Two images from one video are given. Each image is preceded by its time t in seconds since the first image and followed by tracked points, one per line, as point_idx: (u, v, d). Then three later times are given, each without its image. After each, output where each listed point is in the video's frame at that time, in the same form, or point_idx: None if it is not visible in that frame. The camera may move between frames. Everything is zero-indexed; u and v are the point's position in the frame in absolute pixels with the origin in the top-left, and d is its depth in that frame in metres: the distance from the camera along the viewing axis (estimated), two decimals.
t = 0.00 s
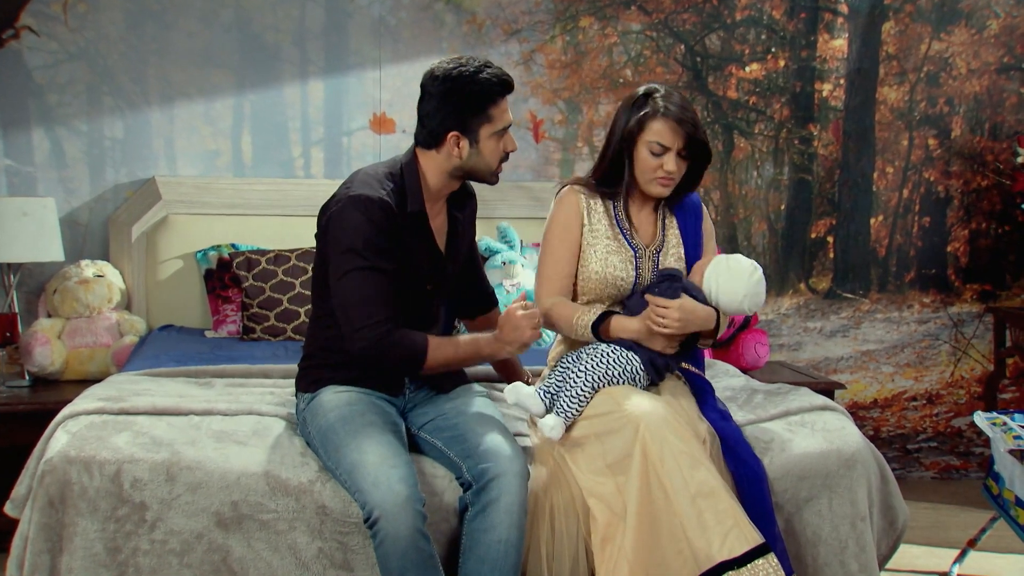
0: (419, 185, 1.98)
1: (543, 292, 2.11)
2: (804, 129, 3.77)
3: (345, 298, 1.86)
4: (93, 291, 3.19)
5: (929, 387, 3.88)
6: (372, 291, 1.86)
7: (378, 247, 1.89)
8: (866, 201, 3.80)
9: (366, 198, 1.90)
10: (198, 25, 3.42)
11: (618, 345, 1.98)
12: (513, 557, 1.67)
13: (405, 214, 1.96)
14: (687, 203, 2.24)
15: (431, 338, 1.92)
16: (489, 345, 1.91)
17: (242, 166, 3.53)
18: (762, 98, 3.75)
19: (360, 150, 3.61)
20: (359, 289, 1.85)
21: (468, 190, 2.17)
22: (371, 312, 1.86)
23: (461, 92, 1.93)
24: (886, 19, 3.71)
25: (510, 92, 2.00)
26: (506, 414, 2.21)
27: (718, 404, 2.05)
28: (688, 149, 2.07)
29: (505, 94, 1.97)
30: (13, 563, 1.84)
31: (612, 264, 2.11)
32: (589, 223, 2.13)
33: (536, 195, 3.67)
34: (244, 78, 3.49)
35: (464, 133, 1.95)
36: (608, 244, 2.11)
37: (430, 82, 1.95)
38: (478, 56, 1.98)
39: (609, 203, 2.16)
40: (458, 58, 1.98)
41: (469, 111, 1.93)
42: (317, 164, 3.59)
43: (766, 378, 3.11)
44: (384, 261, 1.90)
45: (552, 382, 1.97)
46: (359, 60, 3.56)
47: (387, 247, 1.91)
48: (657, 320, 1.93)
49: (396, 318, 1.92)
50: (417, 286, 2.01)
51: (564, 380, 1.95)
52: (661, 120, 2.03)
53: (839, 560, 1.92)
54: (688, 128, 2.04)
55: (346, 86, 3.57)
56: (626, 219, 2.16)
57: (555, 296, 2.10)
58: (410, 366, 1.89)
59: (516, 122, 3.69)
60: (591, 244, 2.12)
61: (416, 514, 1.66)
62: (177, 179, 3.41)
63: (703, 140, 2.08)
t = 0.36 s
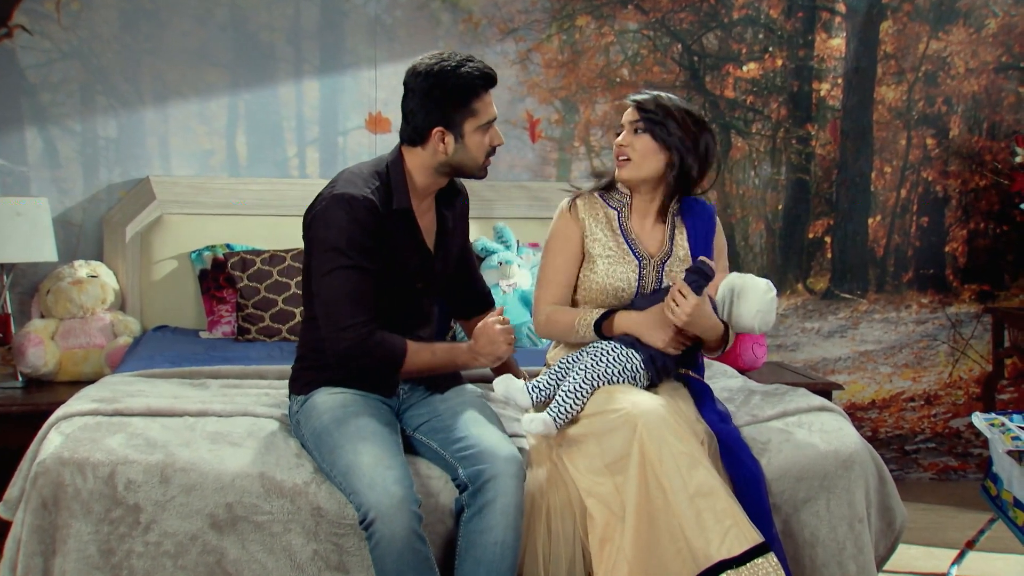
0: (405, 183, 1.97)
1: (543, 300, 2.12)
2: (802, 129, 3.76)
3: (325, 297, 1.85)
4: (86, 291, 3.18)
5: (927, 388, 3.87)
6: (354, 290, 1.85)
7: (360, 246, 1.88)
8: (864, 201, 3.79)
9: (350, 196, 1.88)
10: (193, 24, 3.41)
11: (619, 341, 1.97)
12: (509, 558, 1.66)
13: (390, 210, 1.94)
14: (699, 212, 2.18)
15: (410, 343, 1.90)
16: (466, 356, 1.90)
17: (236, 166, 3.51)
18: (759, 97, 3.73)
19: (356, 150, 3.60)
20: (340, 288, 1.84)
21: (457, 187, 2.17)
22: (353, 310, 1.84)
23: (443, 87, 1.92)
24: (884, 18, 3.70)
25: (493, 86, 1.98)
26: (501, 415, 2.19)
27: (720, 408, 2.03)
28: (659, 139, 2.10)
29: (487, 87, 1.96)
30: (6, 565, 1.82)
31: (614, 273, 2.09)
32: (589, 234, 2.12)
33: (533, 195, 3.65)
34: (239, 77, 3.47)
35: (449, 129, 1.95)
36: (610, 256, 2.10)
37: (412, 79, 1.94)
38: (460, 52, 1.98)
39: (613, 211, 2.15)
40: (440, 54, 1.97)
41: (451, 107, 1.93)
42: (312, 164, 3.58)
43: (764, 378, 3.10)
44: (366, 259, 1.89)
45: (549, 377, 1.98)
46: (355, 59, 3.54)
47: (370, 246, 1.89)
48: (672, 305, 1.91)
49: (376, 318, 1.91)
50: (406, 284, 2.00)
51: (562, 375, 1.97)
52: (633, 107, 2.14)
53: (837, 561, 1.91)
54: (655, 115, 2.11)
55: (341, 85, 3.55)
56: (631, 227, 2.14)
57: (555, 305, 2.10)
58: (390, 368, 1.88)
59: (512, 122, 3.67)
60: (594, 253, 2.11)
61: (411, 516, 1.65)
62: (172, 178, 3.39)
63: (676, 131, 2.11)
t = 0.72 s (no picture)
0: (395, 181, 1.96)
1: (543, 300, 2.14)
2: (803, 128, 3.74)
3: (318, 296, 1.85)
4: (83, 292, 3.17)
5: (928, 389, 3.86)
6: (344, 288, 1.84)
7: (350, 244, 1.87)
8: (865, 201, 3.77)
9: (339, 195, 1.88)
10: (191, 23, 3.39)
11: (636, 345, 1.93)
12: (508, 559, 1.64)
13: (381, 208, 1.94)
14: (697, 206, 2.17)
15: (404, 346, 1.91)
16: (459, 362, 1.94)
17: (235, 165, 3.50)
18: (759, 97, 3.72)
19: (355, 149, 3.59)
20: (331, 289, 1.84)
21: (450, 183, 2.16)
22: (345, 310, 1.84)
23: (431, 83, 1.92)
24: (885, 17, 3.68)
25: (482, 80, 1.98)
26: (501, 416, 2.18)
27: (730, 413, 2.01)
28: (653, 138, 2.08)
29: (475, 82, 1.95)
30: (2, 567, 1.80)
31: (609, 266, 2.10)
32: (584, 232, 2.14)
33: (533, 194, 3.64)
34: (237, 76, 3.46)
35: (438, 124, 1.95)
36: (603, 252, 2.11)
37: (400, 75, 1.94)
38: (448, 46, 1.96)
39: (608, 208, 2.17)
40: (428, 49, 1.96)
41: (438, 102, 1.93)
42: (311, 164, 3.57)
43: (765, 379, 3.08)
44: (357, 257, 1.88)
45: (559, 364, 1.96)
46: (354, 58, 3.53)
47: (360, 245, 1.89)
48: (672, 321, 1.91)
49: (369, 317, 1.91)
50: (401, 285, 1.99)
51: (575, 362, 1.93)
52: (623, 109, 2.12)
53: (838, 563, 1.89)
54: (646, 114, 2.08)
55: (340, 84, 3.54)
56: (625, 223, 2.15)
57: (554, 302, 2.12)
58: (382, 372, 1.89)
59: (511, 122, 3.66)
60: (588, 248, 2.13)
61: (410, 516, 1.63)
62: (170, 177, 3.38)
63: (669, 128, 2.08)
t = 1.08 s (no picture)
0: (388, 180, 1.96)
1: (544, 312, 2.04)
2: (804, 127, 3.73)
3: (312, 297, 1.84)
4: (82, 292, 3.16)
5: (929, 389, 3.85)
6: (337, 289, 1.83)
7: (343, 243, 1.86)
8: (866, 200, 3.76)
9: (331, 194, 1.87)
10: (190, 23, 3.38)
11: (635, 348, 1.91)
12: (508, 559, 1.64)
13: (374, 208, 1.93)
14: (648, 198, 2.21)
15: (401, 346, 1.91)
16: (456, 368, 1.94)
17: (233, 165, 3.49)
18: (760, 96, 3.71)
19: (355, 149, 3.58)
20: (325, 289, 1.83)
21: (442, 181, 2.15)
22: (338, 311, 1.84)
23: (422, 81, 1.91)
24: (886, 16, 3.68)
25: (473, 78, 1.98)
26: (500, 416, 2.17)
27: (723, 400, 2.02)
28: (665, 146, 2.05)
29: (467, 79, 1.95)
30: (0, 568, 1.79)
31: (595, 265, 2.04)
32: (563, 238, 2.08)
33: (533, 194, 3.63)
34: (236, 75, 3.45)
35: (430, 122, 1.94)
36: (586, 252, 2.06)
37: (391, 73, 1.93)
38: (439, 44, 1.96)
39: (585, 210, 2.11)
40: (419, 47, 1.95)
41: (430, 99, 1.92)
42: (310, 164, 3.56)
43: (765, 380, 3.08)
44: (350, 256, 1.88)
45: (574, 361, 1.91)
46: (353, 58, 3.52)
47: (353, 243, 1.88)
48: (680, 327, 1.82)
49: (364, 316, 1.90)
50: (396, 284, 1.98)
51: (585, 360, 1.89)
52: (639, 118, 2.01)
53: (839, 563, 1.89)
54: (661, 121, 2.03)
55: (340, 84, 3.53)
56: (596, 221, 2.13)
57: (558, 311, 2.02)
58: (378, 372, 1.88)
59: (511, 121, 3.65)
60: (572, 251, 2.07)
61: (410, 517, 1.63)
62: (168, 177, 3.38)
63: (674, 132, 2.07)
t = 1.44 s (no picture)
0: (381, 179, 1.94)
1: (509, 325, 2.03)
2: (805, 127, 3.72)
3: (310, 296, 1.84)
4: (81, 292, 3.15)
5: (931, 389, 3.84)
6: (332, 289, 1.83)
7: (336, 241, 1.86)
8: (867, 200, 3.75)
9: (323, 192, 1.86)
10: (188, 21, 3.37)
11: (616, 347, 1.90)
12: (509, 560, 1.62)
13: (367, 206, 1.92)
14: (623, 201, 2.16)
15: (403, 347, 1.89)
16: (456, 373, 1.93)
17: (232, 165, 3.48)
18: (761, 95, 3.70)
19: (354, 149, 3.57)
20: (320, 289, 1.83)
21: (439, 181, 2.13)
22: (333, 311, 1.83)
23: (414, 78, 1.90)
24: (888, 15, 3.66)
25: (467, 77, 1.95)
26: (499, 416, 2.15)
27: (711, 395, 2.00)
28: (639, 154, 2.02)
29: (461, 78, 1.93)
30: None
31: (563, 271, 2.03)
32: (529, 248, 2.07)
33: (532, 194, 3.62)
34: (235, 74, 3.44)
35: (421, 119, 1.92)
36: (553, 259, 2.05)
37: (386, 69, 1.93)
38: (434, 43, 1.94)
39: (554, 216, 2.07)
40: (414, 45, 1.94)
41: (423, 97, 1.91)
42: (309, 163, 3.55)
43: (767, 380, 3.06)
44: (344, 254, 1.87)
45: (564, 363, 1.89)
46: (353, 57, 3.51)
47: (347, 241, 1.87)
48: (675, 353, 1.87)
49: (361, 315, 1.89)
50: (391, 283, 1.97)
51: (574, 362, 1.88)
52: (614, 127, 1.98)
53: (840, 565, 1.88)
54: (637, 132, 2.00)
55: (339, 83, 3.52)
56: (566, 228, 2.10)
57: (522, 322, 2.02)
58: (378, 371, 1.86)
59: (511, 121, 3.64)
60: (539, 260, 2.05)
61: (411, 517, 1.61)
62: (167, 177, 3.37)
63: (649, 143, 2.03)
